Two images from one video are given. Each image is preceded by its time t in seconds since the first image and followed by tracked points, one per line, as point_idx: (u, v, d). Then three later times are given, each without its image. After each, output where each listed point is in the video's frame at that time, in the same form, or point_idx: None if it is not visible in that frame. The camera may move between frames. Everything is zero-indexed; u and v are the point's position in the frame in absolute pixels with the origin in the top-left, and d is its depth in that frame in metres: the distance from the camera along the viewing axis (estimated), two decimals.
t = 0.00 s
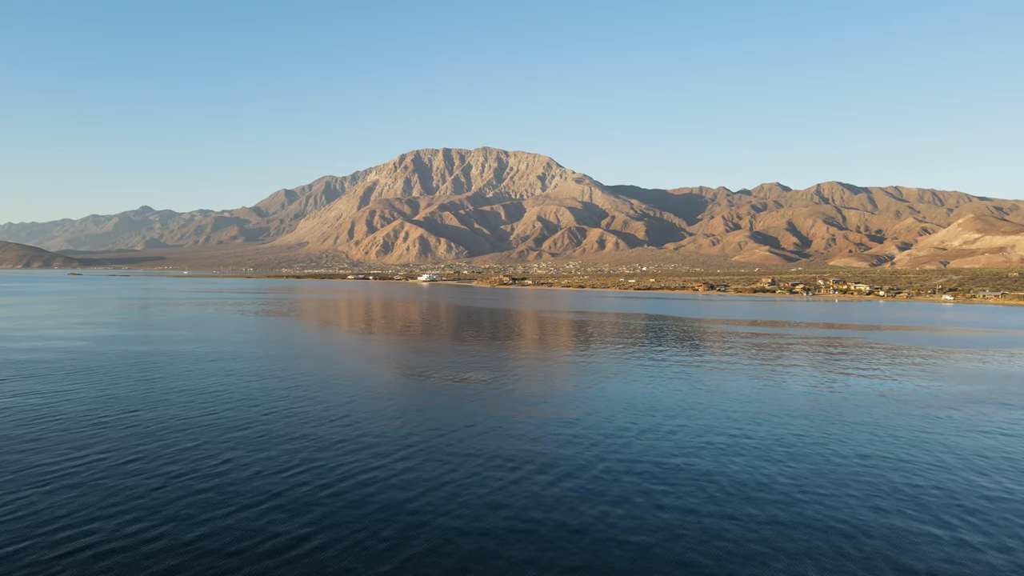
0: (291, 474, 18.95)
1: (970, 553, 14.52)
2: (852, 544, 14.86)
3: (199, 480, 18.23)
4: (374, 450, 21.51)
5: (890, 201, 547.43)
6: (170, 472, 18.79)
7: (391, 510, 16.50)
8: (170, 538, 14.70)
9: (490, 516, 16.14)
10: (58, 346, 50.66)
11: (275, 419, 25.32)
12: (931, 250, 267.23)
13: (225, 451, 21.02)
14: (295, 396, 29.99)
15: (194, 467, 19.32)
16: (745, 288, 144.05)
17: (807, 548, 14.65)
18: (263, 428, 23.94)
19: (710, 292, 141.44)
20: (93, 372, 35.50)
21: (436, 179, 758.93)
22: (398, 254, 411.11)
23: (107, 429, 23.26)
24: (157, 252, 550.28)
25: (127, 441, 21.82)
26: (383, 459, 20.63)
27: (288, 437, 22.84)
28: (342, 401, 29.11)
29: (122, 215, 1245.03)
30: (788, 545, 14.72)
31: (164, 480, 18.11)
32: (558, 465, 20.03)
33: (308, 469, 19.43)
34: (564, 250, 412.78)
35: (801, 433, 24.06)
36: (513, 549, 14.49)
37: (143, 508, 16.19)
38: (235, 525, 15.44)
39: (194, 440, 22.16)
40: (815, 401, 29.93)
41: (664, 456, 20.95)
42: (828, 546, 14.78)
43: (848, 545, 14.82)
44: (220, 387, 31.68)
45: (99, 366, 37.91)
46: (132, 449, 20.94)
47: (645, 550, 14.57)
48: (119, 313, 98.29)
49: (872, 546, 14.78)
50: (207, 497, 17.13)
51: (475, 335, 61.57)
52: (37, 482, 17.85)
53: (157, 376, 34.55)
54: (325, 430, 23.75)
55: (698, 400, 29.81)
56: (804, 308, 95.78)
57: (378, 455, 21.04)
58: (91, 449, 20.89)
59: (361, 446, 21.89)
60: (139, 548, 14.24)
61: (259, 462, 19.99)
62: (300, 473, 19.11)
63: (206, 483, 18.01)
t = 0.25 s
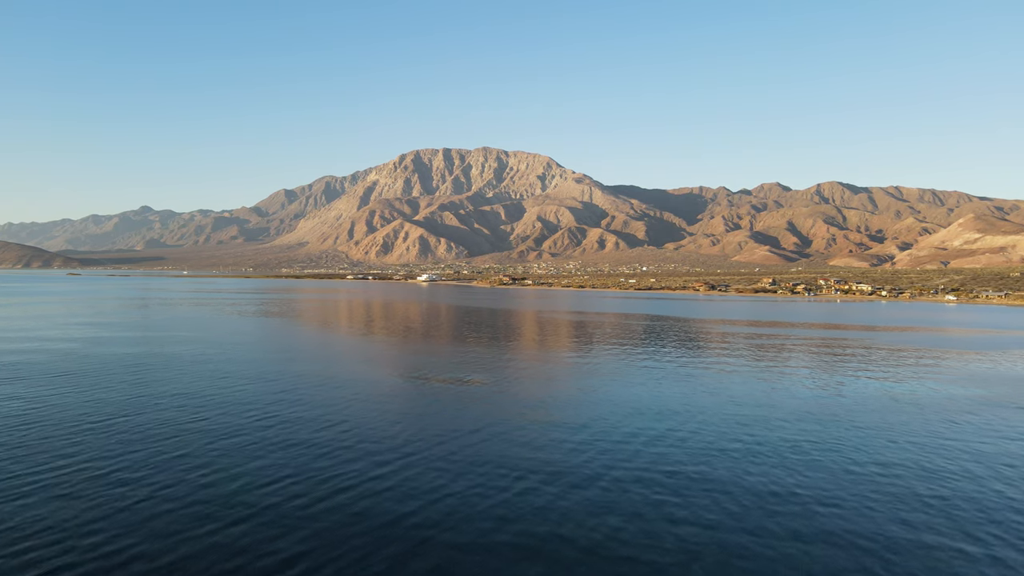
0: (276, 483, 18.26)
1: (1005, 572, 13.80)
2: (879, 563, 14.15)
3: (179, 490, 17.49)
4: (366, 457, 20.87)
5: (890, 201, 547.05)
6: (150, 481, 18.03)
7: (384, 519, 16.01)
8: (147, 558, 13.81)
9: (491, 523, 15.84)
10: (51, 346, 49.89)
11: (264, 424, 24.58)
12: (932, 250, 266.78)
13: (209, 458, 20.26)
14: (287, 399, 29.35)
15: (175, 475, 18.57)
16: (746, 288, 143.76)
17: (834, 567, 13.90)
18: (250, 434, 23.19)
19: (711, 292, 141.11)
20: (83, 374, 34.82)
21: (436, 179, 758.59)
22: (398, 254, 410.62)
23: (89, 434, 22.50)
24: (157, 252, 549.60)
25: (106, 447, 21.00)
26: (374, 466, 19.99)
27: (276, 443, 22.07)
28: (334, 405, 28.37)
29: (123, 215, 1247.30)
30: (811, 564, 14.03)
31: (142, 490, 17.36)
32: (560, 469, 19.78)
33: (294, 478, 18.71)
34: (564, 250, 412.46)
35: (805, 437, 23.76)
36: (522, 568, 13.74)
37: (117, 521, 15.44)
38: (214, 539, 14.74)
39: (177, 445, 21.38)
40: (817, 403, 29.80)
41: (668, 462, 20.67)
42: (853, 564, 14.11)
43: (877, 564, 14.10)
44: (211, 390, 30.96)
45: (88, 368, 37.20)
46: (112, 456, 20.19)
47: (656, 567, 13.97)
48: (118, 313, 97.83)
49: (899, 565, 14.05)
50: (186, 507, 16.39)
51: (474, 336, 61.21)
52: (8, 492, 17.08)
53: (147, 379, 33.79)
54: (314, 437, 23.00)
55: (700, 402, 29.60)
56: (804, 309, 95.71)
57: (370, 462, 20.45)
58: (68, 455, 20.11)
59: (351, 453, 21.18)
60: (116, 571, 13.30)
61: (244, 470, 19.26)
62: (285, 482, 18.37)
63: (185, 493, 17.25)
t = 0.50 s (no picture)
0: (261, 495, 17.32)
1: None
2: None
3: (160, 504, 16.52)
4: (358, 463, 19.94)
5: (890, 201, 546.91)
6: (129, 494, 17.13)
7: (377, 534, 15.20)
8: None
9: (497, 538, 15.21)
10: (46, 347, 49.16)
11: (253, 428, 23.65)
12: (932, 250, 266.60)
13: (194, 467, 19.35)
14: (280, 400, 28.46)
15: (156, 487, 17.65)
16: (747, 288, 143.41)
17: None
18: (239, 439, 22.24)
19: (711, 292, 140.73)
20: (71, 378, 33.88)
21: (436, 179, 758.11)
22: (398, 254, 410.08)
23: (70, 443, 21.60)
24: (156, 252, 548.68)
25: (86, 457, 20.06)
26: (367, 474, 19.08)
27: (265, 450, 21.11)
28: (327, 405, 27.40)
29: (123, 215, 1246.68)
30: None
31: (122, 505, 16.43)
32: (567, 478, 19.19)
33: (281, 489, 17.78)
34: (563, 250, 412.11)
35: (817, 445, 23.15)
36: None
37: (90, 540, 14.56)
38: (192, 559, 13.82)
39: (161, 454, 20.45)
40: (826, 408, 29.33)
41: (678, 470, 20.07)
42: None
43: None
44: (201, 392, 30.02)
45: (77, 371, 36.29)
46: (92, 466, 19.29)
47: None
48: (116, 313, 97.13)
49: None
50: (165, 523, 15.47)
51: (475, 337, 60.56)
52: None
53: (135, 382, 32.85)
54: (305, 442, 22.03)
55: (709, 407, 29.00)
56: (805, 309, 95.34)
57: (363, 468, 19.55)
58: (46, 467, 19.17)
59: (342, 459, 20.21)
60: None
61: (231, 481, 18.28)
62: (272, 493, 17.43)
63: (165, 506, 16.35)
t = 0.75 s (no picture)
0: (233, 505, 16.15)
1: None
2: None
3: (135, 511, 15.70)
4: (342, 473, 18.69)
5: (890, 201, 546.29)
6: (93, 503, 16.10)
7: (352, 549, 13.97)
8: None
9: (497, 544, 14.38)
10: (39, 348, 48.42)
11: (236, 435, 22.53)
12: (933, 250, 265.97)
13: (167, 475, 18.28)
14: (266, 406, 27.26)
15: (122, 495, 16.67)
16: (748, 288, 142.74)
17: None
18: (220, 446, 21.13)
19: (712, 292, 140.12)
20: (54, 383, 32.86)
21: (436, 179, 757.77)
22: (398, 254, 409.67)
23: (51, 447, 20.85)
24: (156, 252, 548.37)
25: (56, 465, 19.15)
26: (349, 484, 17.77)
27: (246, 457, 20.01)
28: (316, 411, 26.14)
29: (123, 215, 1247.04)
30: None
31: (96, 512, 15.62)
32: (571, 480, 18.40)
33: (264, 496, 16.88)
34: (564, 250, 411.65)
35: (831, 450, 21.90)
36: None
37: (41, 552, 13.59)
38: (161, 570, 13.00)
39: (134, 461, 19.40)
40: (828, 407, 28.95)
41: (686, 478, 18.73)
42: None
43: None
44: (185, 398, 28.92)
45: (62, 376, 35.32)
46: (70, 471, 18.53)
47: None
48: (112, 313, 96.53)
49: None
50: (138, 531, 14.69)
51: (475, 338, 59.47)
52: None
53: (122, 387, 31.85)
54: (288, 450, 20.83)
55: (716, 410, 27.91)
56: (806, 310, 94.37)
57: (347, 477, 18.34)
58: (22, 471, 18.45)
59: (325, 468, 19.02)
60: None
61: (211, 486, 17.43)
62: (245, 504, 16.27)
63: (127, 517, 15.29)
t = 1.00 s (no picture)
0: (218, 520, 15.61)
1: None
2: None
3: (119, 526, 15.15)
4: (334, 484, 18.17)
5: (891, 200, 546.06)
6: (72, 516, 15.58)
7: (347, 570, 13.50)
8: None
9: (510, 564, 13.93)
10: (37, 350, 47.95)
11: (227, 441, 21.93)
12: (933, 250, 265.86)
13: (150, 484, 17.69)
14: (261, 409, 26.74)
15: (105, 508, 16.11)
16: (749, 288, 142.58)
17: None
18: (208, 452, 20.56)
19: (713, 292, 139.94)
20: (46, 385, 32.35)
21: (436, 179, 757.50)
22: (398, 254, 409.37)
23: (36, 452, 20.33)
24: (156, 252, 548.06)
25: (38, 472, 18.61)
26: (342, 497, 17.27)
27: (234, 465, 19.44)
28: (310, 416, 25.60)
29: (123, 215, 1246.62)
30: None
31: (78, 526, 15.05)
32: (584, 493, 17.98)
33: (254, 509, 16.33)
34: (564, 250, 411.55)
35: (844, 459, 21.50)
36: None
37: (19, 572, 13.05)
38: None
39: (117, 469, 18.84)
40: (831, 410, 28.89)
41: (700, 491, 18.30)
42: None
43: None
44: (177, 400, 28.36)
45: (52, 377, 34.69)
46: (53, 480, 17.98)
47: None
48: (108, 314, 95.72)
49: None
50: (123, 548, 14.14)
51: (476, 339, 59.09)
52: None
53: (112, 388, 31.24)
54: (279, 458, 20.28)
55: (720, 413, 27.67)
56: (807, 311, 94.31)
57: (340, 489, 17.82)
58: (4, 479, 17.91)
59: (316, 479, 18.46)
60: None
61: (200, 498, 16.87)
62: (230, 518, 15.72)
63: (105, 533, 14.73)
